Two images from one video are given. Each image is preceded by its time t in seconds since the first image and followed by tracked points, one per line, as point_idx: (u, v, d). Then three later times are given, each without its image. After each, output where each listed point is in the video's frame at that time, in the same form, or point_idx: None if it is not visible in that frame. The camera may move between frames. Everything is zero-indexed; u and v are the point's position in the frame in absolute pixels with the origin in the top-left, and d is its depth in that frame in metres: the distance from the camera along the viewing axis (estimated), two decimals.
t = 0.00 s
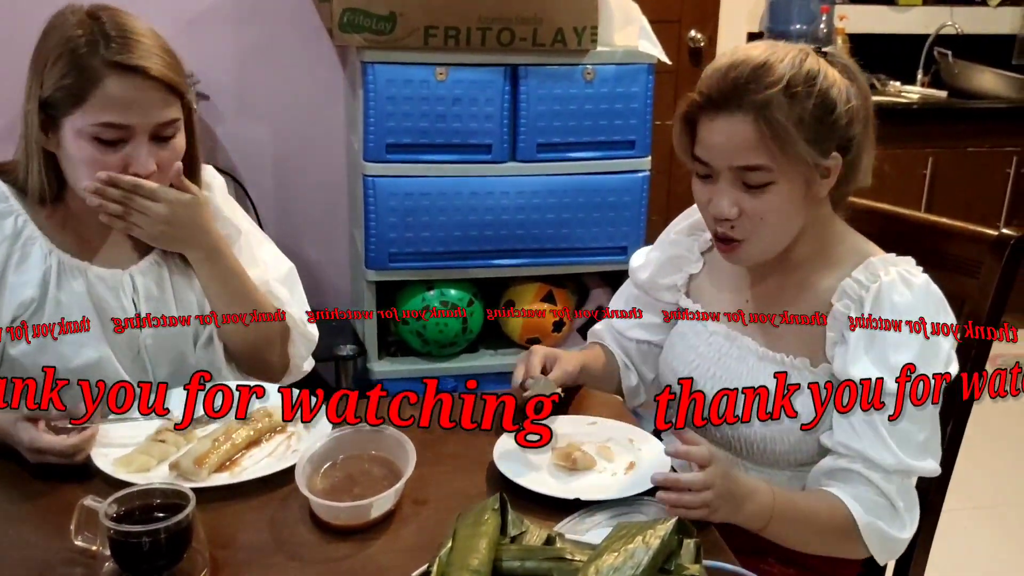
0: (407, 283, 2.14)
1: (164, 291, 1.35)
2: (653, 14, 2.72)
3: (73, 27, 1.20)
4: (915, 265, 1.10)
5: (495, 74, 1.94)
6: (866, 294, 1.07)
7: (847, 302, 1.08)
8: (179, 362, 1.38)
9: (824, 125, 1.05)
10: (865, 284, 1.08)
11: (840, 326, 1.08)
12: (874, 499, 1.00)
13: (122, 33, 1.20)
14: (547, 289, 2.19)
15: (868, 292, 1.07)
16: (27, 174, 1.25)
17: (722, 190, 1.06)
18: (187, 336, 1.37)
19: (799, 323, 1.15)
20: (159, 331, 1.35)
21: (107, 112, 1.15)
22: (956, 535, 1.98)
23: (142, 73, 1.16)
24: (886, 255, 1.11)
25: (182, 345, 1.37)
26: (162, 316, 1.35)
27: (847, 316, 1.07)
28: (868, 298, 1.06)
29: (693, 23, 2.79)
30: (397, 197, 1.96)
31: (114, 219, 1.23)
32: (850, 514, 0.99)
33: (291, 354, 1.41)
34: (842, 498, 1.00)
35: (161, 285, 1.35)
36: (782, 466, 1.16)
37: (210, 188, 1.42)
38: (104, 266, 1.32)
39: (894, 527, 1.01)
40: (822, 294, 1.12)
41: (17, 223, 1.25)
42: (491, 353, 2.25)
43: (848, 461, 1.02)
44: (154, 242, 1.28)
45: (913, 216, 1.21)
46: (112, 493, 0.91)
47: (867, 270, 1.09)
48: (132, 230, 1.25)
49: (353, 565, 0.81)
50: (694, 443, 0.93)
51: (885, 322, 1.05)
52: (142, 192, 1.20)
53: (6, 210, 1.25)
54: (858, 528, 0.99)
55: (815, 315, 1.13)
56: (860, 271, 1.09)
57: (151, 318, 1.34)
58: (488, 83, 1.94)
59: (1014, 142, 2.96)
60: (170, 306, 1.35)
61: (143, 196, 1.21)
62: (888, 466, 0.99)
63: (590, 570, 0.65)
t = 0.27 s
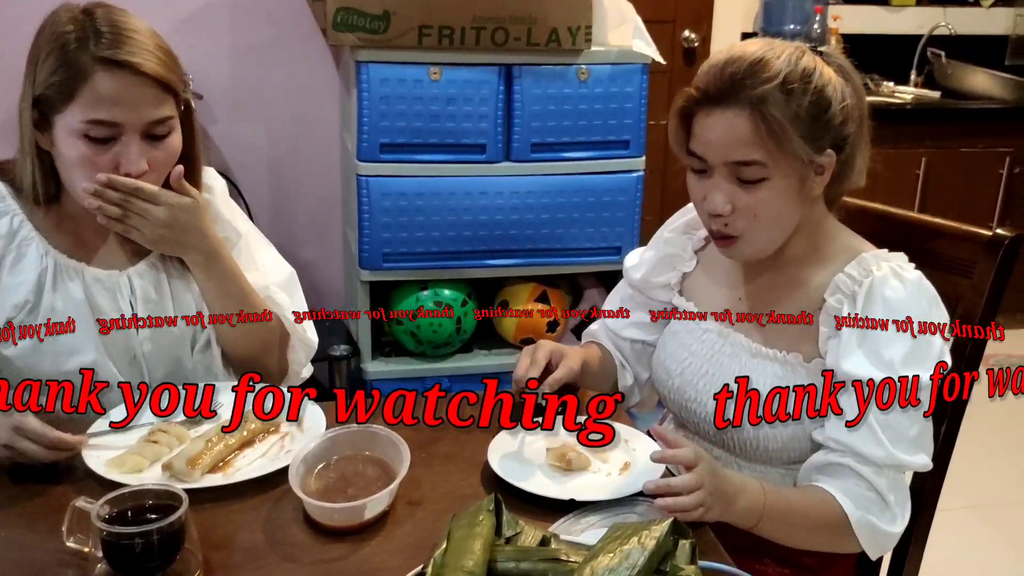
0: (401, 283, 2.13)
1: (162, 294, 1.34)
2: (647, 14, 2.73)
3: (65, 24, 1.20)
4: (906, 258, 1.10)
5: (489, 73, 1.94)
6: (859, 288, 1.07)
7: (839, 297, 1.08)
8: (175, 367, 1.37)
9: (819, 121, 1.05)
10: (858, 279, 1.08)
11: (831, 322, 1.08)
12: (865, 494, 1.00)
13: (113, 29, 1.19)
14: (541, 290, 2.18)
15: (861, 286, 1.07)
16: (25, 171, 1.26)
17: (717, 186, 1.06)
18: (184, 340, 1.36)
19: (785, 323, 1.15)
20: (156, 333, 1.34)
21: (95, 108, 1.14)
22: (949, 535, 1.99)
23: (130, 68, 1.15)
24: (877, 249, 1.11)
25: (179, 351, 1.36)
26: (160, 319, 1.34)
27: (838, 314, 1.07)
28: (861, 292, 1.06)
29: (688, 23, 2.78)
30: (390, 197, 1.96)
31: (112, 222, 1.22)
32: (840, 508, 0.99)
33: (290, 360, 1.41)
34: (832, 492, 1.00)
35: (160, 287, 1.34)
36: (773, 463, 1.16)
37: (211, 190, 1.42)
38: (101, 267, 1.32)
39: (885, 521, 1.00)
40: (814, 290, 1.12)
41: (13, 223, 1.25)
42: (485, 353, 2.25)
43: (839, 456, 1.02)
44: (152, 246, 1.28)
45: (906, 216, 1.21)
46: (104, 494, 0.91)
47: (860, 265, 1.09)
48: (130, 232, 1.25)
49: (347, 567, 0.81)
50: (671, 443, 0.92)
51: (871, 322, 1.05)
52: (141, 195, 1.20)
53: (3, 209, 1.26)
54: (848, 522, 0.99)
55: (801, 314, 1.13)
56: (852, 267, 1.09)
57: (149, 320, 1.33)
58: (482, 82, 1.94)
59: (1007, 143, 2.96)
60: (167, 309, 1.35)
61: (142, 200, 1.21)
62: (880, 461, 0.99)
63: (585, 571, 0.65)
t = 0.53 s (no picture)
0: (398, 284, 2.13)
1: (168, 297, 1.34)
2: (644, 15, 2.74)
3: (74, 22, 1.20)
4: (905, 259, 1.10)
5: (486, 73, 1.94)
6: (852, 278, 1.07)
7: (833, 288, 1.08)
8: (178, 372, 1.35)
9: (814, 116, 1.05)
10: (850, 270, 1.08)
11: (824, 312, 1.08)
12: (862, 483, 1.00)
13: (123, 29, 1.19)
14: (539, 290, 2.18)
15: (855, 276, 1.07)
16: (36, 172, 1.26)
17: (715, 181, 1.06)
18: (189, 343, 1.35)
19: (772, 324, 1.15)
20: (162, 335, 1.33)
21: (102, 107, 1.14)
22: (946, 536, 1.98)
23: (136, 68, 1.15)
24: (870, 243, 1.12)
25: (182, 355, 1.34)
26: (167, 322, 1.33)
27: (831, 310, 1.07)
28: (854, 283, 1.06)
29: (684, 23, 2.80)
30: (386, 197, 1.96)
31: (118, 223, 1.21)
32: (838, 499, 0.99)
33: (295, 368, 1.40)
34: (829, 484, 1.00)
35: (166, 290, 1.34)
36: (770, 458, 1.15)
37: (221, 195, 1.42)
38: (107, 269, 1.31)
39: (886, 510, 1.00)
40: (806, 282, 1.13)
41: (22, 221, 1.26)
42: (483, 353, 2.25)
43: (836, 445, 1.02)
44: (159, 250, 1.27)
45: (904, 216, 1.21)
46: (103, 495, 0.91)
47: (853, 257, 1.09)
48: (137, 234, 1.24)
49: (346, 568, 0.80)
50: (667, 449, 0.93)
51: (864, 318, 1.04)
52: (149, 198, 1.19)
53: (13, 208, 1.26)
54: (846, 512, 0.98)
55: (787, 314, 1.14)
56: (844, 258, 1.10)
57: (154, 322, 1.32)
58: (479, 83, 1.94)
59: (1003, 144, 2.96)
60: (173, 311, 1.34)
61: (150, 203, 1.20)
62: (878, 449, 0.99)
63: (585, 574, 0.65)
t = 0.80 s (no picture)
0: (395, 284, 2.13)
1: (173, 297, 1.33)
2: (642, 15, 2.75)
3: (78, 23, 1.19)
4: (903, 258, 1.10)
5: (482, 73, 1.93)
6: (849, 275, 1.07)
7: (831, 284, 1.08)
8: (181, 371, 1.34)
9: (811, 113, 1.05)
10: (848, 266, 1.08)
11: (820, 309, 1.08)
12: (859, 479, 1.00)
13: (127, 29, 1.18)
14: (537, 290, 2.18)
15: (851, 272, 1.07)
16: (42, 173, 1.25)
17: (715, 180, 1.05)
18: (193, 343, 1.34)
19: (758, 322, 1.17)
20: (167, 335, 1.32)
21: (109, 109, 1.14)
22: (944, 536, 1.98)
23: (141, 69, 1.15)
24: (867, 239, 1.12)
25: (186, 355, 1.33)
26: (172, 321, 1.32)
27: (829, 308, 1.07)
28: (851, 279, 1.06)
29: (682, 24, 2.80)
30: (383, 197, 1.95)
31: (123, 224, 1.21)
32: (836, 496, 0.99)
33: (297, 369, 1.40)
34: (828, 481, 0.99)
35: (171, 290, 1.33)
36: (769, 457, 1.14)
37: (224, 197, 1.41)
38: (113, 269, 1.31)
39: (882, 506, 1.00)
40: (805, 279, 1.13)
41: (30, 221, 1.25)
42: (480, 353, 2.25)
43: (834, 441, 1.02)
44: (163, 250, 1.27)
45: (902, 217, 1.21)
46: (100, 497, 0.90)
47: (850, 253, 1.09)
48: (141, 235, 1.24)
49: (343, 570, 0.80)
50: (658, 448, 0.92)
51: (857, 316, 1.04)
52: (155, 199, 1.20)
53: (20, 208, 1.26)
54: (845, 509, 0.98)
55: (774, 314, 1.15)
56: (842, 254, 1.09)
57: (160, 322, 1.31)
58: (476, 82, 1.93)
59: (1001, 144, 2.96)
60: (178, 311, 1.33)
61: (155, 204, 1.20)
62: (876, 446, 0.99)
63: None
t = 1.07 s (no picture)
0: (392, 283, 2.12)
1: (172, 296, 1.33)
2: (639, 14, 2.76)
3: (78, 21, 1.18)
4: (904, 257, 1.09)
5: (480, 72, 1.93)
6: (853, 280, 1.07)
7: (834, 288, 1.08)
8: (183, 371, 1.36)
9: (816, 112, 1.04)
10: (851, 270, 1.08)
11: (825, 313, 1.08)
12: (857, 484, 0.99)
13: (129, 28, 1.18)
14: (534, 290, 2.17)
15: (855, 276, 1.07)
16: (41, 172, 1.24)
17: (718, 179, 1.05)
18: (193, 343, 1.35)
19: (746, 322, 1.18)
20: (166, 335, 1.32)
21: (112, 108, 1.13)
22: (941, 536, 1.99)
23: (145, 67, 1.14)
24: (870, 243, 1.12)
25: (187, 355, 1.35)
26: (171, 320, 1.32)
27: (834, 312, 1.07)
28: (855, 283, 1.06)
29: (678, 24, 2.83)
30: (381, 196, 1.95)
31: (126, 219, 1.21)
32: (833, 500, 0.98)
33: (296, 366, 1.40)
34: (826, 485, 0.99)
35: (170, 290, 1.33)
36: (770, 460, 1.14)
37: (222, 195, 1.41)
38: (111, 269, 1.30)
39: (882, 512, 0.99)
40: (808, 283, 1.12)
41: (30, 222, 1.24)
42: (477, 353, 2.24)
43: (833, 446, 1.02)
44: (165, 246, 1.27)
45: (900, 216, 1.21)
46: (96, 497, 0.90)
47: (854, 257, 1.09)
48: (144, 230, 1.23)
49: (340, 571, 0.80)
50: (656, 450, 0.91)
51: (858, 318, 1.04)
52: (158, 195, 1.19)
53: (19, 209, 1.24)
54: (843, 513, 0.98)
55: (760, 313, 1.16)
56: (845, 259, 1.10)
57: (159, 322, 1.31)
58: (474, 81, 1.93)
59: (997, 143, 2.96)
60: (177, 309, 1.33)
61: (158, 200, 1.20)
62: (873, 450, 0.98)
63: None
